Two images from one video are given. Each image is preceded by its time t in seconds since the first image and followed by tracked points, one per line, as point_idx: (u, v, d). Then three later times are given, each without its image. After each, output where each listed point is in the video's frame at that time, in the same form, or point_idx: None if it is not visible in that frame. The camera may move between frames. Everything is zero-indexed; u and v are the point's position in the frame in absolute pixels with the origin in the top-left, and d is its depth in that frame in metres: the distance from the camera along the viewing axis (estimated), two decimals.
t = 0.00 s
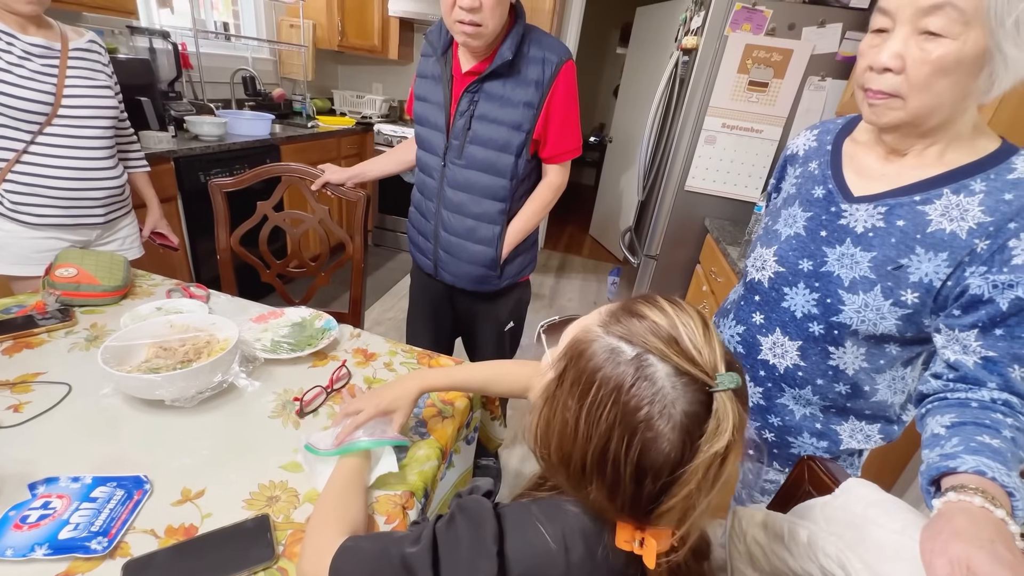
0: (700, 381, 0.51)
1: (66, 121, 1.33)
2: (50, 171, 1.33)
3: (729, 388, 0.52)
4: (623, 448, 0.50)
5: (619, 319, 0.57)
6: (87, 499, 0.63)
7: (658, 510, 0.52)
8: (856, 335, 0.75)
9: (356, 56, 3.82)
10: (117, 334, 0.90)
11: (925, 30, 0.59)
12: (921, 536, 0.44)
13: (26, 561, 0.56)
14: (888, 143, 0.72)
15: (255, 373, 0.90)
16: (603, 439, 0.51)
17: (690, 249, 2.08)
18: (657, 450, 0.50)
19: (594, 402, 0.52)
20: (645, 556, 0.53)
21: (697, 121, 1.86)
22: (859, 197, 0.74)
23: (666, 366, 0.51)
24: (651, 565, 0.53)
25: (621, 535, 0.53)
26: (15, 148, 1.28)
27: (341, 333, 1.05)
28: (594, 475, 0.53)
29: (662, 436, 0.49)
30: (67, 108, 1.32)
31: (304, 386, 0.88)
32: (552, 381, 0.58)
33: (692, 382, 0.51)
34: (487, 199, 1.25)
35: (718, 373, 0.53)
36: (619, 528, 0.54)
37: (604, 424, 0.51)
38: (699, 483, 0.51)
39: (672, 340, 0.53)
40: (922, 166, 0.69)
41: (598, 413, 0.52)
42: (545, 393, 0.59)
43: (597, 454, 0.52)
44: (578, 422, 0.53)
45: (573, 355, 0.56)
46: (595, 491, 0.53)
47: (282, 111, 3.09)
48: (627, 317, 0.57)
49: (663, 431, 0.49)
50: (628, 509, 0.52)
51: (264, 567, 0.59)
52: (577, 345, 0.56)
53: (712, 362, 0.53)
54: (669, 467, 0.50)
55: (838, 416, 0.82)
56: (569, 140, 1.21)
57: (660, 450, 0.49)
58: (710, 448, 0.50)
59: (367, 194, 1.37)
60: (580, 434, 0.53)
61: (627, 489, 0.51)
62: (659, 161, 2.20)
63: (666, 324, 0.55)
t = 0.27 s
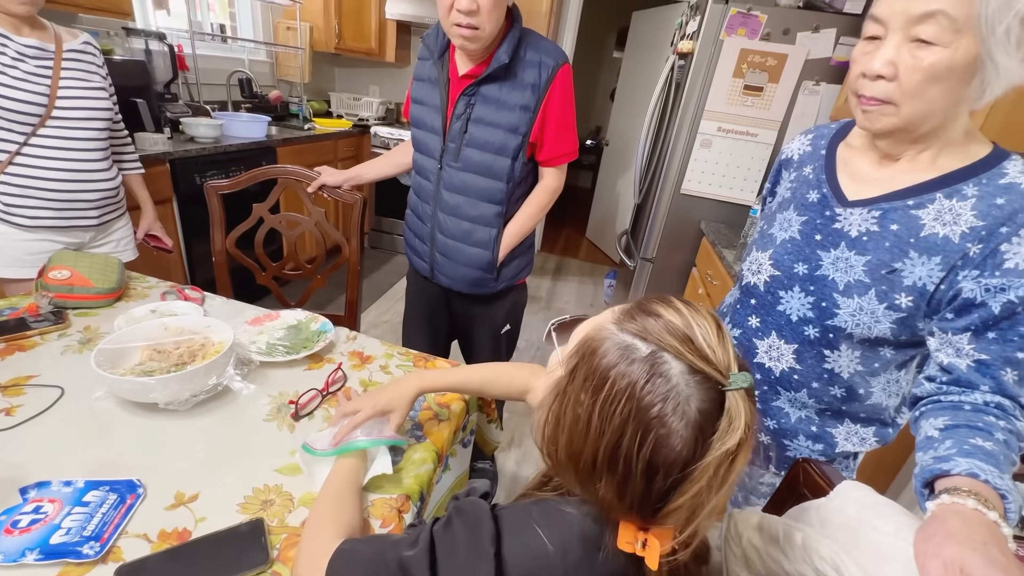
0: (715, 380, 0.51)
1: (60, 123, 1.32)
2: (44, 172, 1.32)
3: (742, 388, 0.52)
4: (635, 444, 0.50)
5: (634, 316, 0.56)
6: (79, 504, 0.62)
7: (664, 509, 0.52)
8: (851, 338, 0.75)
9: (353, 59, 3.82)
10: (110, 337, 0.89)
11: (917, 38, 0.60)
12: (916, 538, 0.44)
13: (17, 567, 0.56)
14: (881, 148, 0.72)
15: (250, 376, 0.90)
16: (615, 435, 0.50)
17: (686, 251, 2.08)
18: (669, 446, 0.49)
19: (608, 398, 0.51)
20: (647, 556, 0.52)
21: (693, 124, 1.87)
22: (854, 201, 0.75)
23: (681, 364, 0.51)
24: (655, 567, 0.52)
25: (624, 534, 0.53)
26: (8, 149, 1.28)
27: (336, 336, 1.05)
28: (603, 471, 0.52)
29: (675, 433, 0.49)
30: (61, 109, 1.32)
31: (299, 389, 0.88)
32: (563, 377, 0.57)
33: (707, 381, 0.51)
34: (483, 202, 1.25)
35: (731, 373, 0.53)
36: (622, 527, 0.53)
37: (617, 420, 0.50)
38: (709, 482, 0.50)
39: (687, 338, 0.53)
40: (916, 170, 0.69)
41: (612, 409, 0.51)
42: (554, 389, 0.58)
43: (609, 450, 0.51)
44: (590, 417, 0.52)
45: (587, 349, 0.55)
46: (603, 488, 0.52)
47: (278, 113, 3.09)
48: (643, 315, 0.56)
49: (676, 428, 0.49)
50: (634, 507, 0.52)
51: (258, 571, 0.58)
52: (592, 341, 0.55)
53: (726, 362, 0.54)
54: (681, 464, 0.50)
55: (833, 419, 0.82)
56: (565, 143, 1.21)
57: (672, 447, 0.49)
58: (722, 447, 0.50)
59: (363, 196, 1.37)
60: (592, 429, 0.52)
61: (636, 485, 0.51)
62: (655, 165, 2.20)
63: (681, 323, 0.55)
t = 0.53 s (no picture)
0: (721, 386, 0.51)
1: (55, 126, 1.32)
2: (38, 175, 1.32)
3: (747, 395, 0.53)
4: (640, 446, 0.50)
5: (643, 320, 0.57)
6: (73, 509, 0.62)
7: (664, 511, 0.52)
8: (843, 342, 0.76)
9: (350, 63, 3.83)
10: (105, 341, 0.89)
11: (904, 48, 0.61)
12: (905, 540, 0.45)
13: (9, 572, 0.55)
14: (872, 155, 0.73)
15: (245, 380, 0.90)
16: (621, 436, 0.50)
17: (681, 255, 2.09)
18: (674, 449, 0.49)
19: (617, 399, 0.51)
20: (645, 558, 0.52)
21: (688, 129, 1.88)
22: (845, 207, 0.76)
23: (689, 369, 0.51)
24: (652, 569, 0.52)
25: (622, 536, 0.52)
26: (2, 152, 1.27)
27: (332, 340, 1.05)
28: (606, 472, 0.51)
29: (682, 436, 0.49)
30: (56, 112, 1.32)
31: (295, 393, 0.88)
32: (571, 377, 0.56)
33: (714, 386, 0.51)
34: (479, 207, 1.25)
35: (737, 380, 0.53)
36: (620, 528, 0.53)
37: (624, 421, 0.50)
38: (711, 486, 0.51)
39: (697, 343, 0.54)
40: (905, 177, 0.70)
41: (619, 410, 0.51)
42: (560, 389, 0.58)
43: (613, 450, 0.51)
44: (597, 417, 0.52)
45: (596, 350, 0.55)
46: (606, 488, 0.52)
47: (274, 116, 3.09)
48: (652, 319, 0.56)
49: (682, 431, 0.49)
50: (635, 508, 0.52)
51: None
52: (601, 342, 0.55)
53: (733, 369, 0.54)
54: (684, 467, 0.50)
55: (826, 422, 0.83)
56: (561, 148, 1.22)
57: (677, 449, 0.49)
58: (726, 451, 0.50)
59: (359, 200, 1.37)
60: (598, 429, 0.51)
61: (639, 486, 0.51)
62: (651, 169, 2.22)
63: (690, 328, 0.55)
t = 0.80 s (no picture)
0: (724, 390, 0.51)
1: (52, 130, 1.32)
2: (34, 179, 1.32)
3: (749, 399, 0.53)
4: (645, 448, 0.50)
5: (647, 326, 0.57)
6: (68, 513, 0.62)
7: (668, 514, 0.51)
8: (832, 348, 0.77)
9: (347, 67, 3.85)
10: (101, 345, 0.89)
11: (880, 49, 0.63)
12: (890, 543, 0.45)
13: None
14: (859, 164, 0.74)
15: (241, 384, 0.90)
16: (627, 438, 0.50)
17: (676, 260, 2.10)
18: (678, 451, 0.49)
19: (622, 403, 0.51)
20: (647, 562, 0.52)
21: (682, 136, 1.90)
22: (834, 214, 0.77)
23: (692, 373, 0.51)
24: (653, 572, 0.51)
25: (623, 540, 0.52)
26: None
27: (328, 344, 1.05)
28: (611, 474, 0.51)
29: (686, 439, 0.49)
30: (53, 116, 1.32)
31: (291, 398, 0.88)
32: (575, 381, 0.56)
33: (717, 391, 0.51)
34: (475, 212, 1.26)
35: (740, 384, 0.54)
36: (623, 531, 0.52)
37: (629, 423, 0.50)
38: (715, 489, 0.50)
39: (700, 348, 0.54)
40: (892, 185, 0.72)
41: (625, 413, 0.51)
42: (564, 394, 0.57)
43: (618, 453, 0.51)
44: (602, 421, 0.52)
45: (601, 355, 0.55)
46: (611, 491, 0.52)
47: (272, 121, 3.10)
48: (656, 325, 0.57)
49: (686, 433, 0.49)
50: (639, 510, 0.51)
51: None
52: (606, 347, 0.55)
53: (735, 374, 0.54)
54: (688, 470, 0.50)
55: (817, 426, 0.84)
56: (557, 155, 1.23)
57: (681, 452, 0.49)
58: (730, 455, 0.50)
59: (356, 205, 1.37)
60: (603, 432, 0.51)
61: (643, 489, 0.50)
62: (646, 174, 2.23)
63: (693, 334, 0.55)
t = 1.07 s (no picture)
0: (734, 398, 0.52)
1: (53, 135, 1.33)
2: (36, 184, 1.33)
3: (758, 406, 0.53)
4: (660, 457, 0.50)
5: (656, 336, 0.57)
6: (69, 517, 0.63)
7: (680, 521, 0.51)
8: (824, 354, 0.78)
9: (346, 72, 3.87)
10: (102, 350, 0.90)
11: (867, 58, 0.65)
12: (878, 545, 0.46)
13: None
14: (851, 173, 0.76)
15: (240, 389, 0.91)
16: (641, 447, 0.50)
17: (673, 265, 2.12)
18: (692, 459, 0.49)
19: (636, 412, 0.51)
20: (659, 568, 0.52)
21: (679, 142, 1.92)
22: (826, 222, 0.78)
23: (703, 382, 0.52)
24: None
25: (634, 546, 0.52)
26: None
27: (327, 349, 1.06)
28: (624, 483, 0.51)
29: (700, 447, 0.49)
30: (54, 122, 1.33)
31: (290, 402, 0.89)
32: (586, 391, 0.56)
33: (728, 399, 0.52)
34: (474, 218, 1.27)
35: (748, 392, 0.54)
36: (634, 538, 0.52)
37: (643, 432, 0.50)
38: (728, 496, 0.51)
39: (710, 357, 0.54)
40: (882, 195, 0.73)
41: (638, 422, 0.51)
42: (575, 403, 0.57)
43: (632, 461, 0.50)
44: (616, 430, 0.51)
45: (613, 365, 0.55)
46: (624, 499, 0.52)
47: (271, 125, 3.11)
48: (665, 335, 0.57)
49: (700, 441, 0.49)
50: (652, 517, 0.51)
51: None
52: (617, 357, 0.55)
53: (744, 382, 0.55)
54: (702, 478, 0.50)
55: (810, 431, 0.85)
56: (555, 162, 1.24)
57: (695, 460, 0.49)
58: (743, 461, 0.50)
59: (356, 210, 1.38)
60: (617, 441, 0.51)
61: (657, 497, 0.50)
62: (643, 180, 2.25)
63: (701, 343, 0.56)
